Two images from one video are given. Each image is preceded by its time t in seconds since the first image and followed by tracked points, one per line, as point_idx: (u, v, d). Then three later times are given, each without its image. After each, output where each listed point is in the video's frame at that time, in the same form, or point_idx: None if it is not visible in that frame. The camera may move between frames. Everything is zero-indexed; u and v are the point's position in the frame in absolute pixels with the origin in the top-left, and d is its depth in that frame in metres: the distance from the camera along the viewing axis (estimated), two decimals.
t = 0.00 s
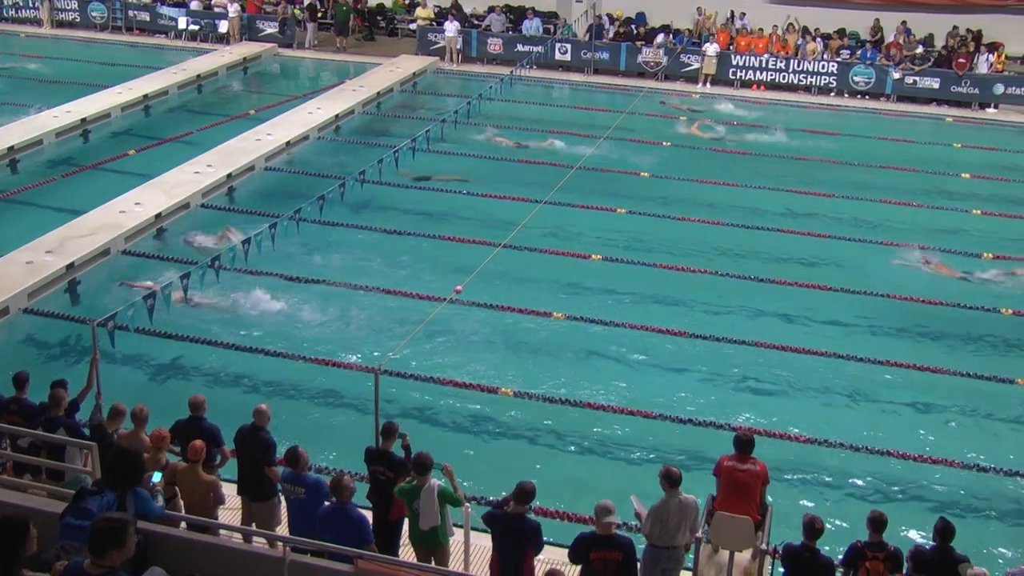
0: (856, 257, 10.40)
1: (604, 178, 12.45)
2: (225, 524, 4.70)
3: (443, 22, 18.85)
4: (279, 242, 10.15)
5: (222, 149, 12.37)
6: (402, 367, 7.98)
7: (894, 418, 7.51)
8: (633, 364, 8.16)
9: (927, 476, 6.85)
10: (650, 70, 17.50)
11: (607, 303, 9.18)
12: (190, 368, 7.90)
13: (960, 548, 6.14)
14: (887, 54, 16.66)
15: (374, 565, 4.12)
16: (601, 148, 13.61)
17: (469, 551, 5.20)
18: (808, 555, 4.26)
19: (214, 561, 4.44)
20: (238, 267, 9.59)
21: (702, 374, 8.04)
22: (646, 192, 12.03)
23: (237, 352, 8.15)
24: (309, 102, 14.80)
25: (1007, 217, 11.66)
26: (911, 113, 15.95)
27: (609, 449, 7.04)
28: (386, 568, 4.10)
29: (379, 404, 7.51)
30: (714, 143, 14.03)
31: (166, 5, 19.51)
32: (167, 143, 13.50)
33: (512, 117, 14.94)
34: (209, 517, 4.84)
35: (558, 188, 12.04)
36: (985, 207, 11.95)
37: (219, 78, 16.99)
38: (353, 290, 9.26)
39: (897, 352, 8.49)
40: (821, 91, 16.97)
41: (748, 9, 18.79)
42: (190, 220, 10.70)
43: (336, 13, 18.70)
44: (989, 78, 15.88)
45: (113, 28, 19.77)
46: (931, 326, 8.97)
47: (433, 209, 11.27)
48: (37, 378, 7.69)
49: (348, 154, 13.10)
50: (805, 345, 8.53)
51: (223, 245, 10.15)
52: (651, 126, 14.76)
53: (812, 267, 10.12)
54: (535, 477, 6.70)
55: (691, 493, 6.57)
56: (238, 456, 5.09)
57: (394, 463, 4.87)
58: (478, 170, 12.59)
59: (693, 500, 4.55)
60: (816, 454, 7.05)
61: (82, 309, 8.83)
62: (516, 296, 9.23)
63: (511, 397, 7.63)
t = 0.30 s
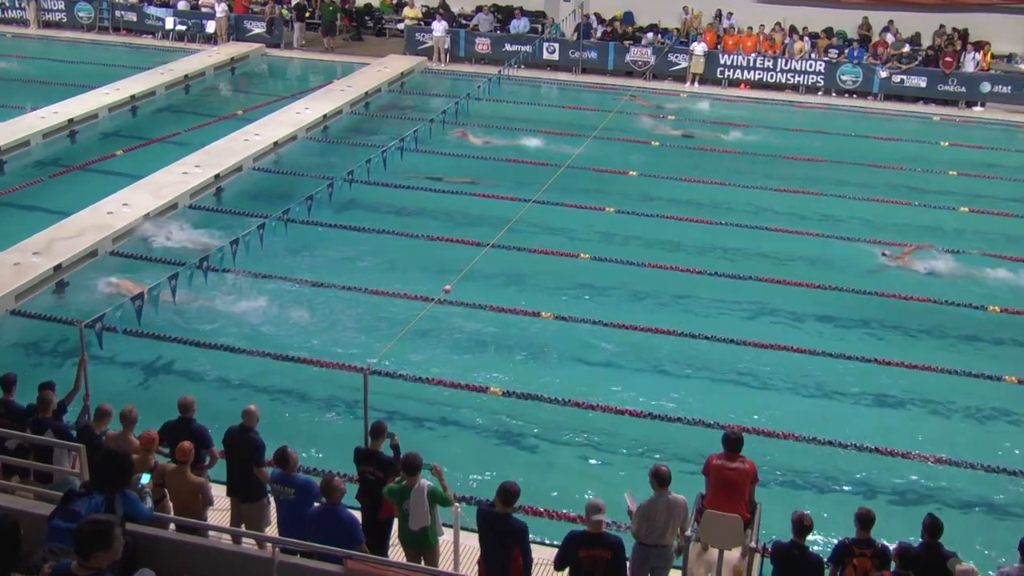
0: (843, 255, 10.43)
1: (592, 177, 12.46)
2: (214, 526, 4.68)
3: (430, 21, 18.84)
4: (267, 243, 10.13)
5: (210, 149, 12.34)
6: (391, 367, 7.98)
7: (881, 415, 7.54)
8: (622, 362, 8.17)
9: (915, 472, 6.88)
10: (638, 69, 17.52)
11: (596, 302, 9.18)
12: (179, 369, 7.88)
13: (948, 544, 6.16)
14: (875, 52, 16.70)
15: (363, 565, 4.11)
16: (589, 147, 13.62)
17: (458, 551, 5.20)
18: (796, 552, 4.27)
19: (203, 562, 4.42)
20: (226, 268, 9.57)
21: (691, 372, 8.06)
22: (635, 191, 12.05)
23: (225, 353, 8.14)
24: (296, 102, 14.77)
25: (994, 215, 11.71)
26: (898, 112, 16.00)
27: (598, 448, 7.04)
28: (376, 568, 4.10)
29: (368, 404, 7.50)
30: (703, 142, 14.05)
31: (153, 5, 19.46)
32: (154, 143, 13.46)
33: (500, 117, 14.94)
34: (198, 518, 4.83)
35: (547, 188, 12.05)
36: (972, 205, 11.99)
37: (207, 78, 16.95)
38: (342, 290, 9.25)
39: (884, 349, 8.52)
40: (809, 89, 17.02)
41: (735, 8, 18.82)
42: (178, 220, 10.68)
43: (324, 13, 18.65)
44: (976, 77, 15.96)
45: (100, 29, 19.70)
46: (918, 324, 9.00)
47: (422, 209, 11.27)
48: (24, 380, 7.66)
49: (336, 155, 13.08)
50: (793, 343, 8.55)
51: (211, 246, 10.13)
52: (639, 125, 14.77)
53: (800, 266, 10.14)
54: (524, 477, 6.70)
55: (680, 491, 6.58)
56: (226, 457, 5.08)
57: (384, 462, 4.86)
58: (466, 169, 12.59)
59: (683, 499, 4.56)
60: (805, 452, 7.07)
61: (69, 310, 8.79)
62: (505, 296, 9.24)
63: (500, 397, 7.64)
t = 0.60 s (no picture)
0: (828, 253, 10.47)
1: (577, 177, 12.47)
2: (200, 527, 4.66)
3: (415, 21, 18.81)
4: (252, 243, 10.10)
5: (195, 150, 12.30)
6: (377, 367, 7.97)
7: (867, 413, 7.57)
8: (609, 361, 8.18)
9: (901, 470, 6.90)
10: (623, 68, 17.54)
11: (582, 301, 9.19)
12: (164, 371, 7.86)
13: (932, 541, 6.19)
14: (859, 51, 16.76)
15: (350, 566, 4.11)
16: (575, 147, 13.62)
17: (446, 551, 5.19)
18: (783, 549, 4.28)
19: (189, 565, 4.41)
20: (211, 269, 9.53)
21: (677, 371, 8.07)
22: (621, 190, 12.06)
23: (210, 354, 8.11)
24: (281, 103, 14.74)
25: (978, 212, 11.77)
26: (882, 111, 16.05)
27: (585, 447, 7.04)
28: (362, 568, 4.09)
29: (355, 404, 7.49)
30: (689, 141, 14.07)
31: (137, 5, 19.40)
32: (139, 144, 13.41)
33: (485, 117, 14.94)
34: (184, 520, 4.82)
35: (532, 187, 12.04)
36: (957, 203, 12.04)
37: (191, 78, 16.91)
38: (328, 290, 9.23)
39: (870, 347, 8.55)
40: (793, 88, 17.08)
41: (719, 7, 18.86)
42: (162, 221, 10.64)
43: (308, 13, 18.61)
44: (959, 75, 16.03)
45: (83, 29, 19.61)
46: (902, 321, 9.04)
47: (408, 209, 11.26)
48: (9, 383, 7.62)
49: (321, 155, 13.06)
50: (779, 341, 8.57)
51: (197, 247, 10.10)
52: (625, 124, 14.79)
53: (786, 264, 10.17)
54: (511, 476, 6.70)
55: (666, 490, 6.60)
56: (213, 459, 5.07)
57: (371, 463, 4.85)
58: (452, 169, 12.58)
59: (669, 498, 4.56)
60: (791, 450, 7.09)
61: (54, 311, 8.75)
62: (491, 295, 9.24)
63: (487, 396, 7.63)
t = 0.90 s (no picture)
0: (810, 250, 10.50)
1: (560, 176, 12.47)
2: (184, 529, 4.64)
3: (397, 22, 18.79)
4: (235, 245, 10.07)
5: (177, 151, 12.25)
6: (361, 368, 7.95)
7: (849, 410, 7.60)
8: (593, 360, 8.19)
9: (883, 466, 6.94)
10: (606, 68, 17.56)
11: (565, 301, 9.19)
12: (147, 373, 7.82)
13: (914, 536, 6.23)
14: (840, 49, 16.83)
15: (334, 566, 4.10)
16: (558, 146, 13.63)
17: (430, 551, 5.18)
18: (767, 546, 4.30)
19: (173, 567, 4.39)
20: (194, 270, 9.50)
21: (661, 370, 8.09)
22: (604, 189, 12.07)
23: (193, 355, 8.08)
24: (263, 103, 14.69)
25: (959, 209, 11.83)
26: (863, 109, 16.12)
27: (569, 446, 7.05)
28: (347, 569, 4.09)
29: (339, 404, 7.47)
30: (671, 140, 14.10)
31: (118, 5, 19.33)
32: (121, 145, 13.35)
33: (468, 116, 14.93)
34: (167, 522, 4.80)
35: (515, 186, 12.04)
36: (938, 200, 12.10)
37: (173, 79, 16.85)
38: (311, 291, 9.21)
39: (851, 344, 8.59)
40: (775, 86, 17.15)
41: (701, 7, 18.91)
42: (144, 222, 10.59)
43: (288, 12, 18.56)
44: (940, 73, 16.10)
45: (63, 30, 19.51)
46: (883, 318, 9.08)
47: (391, 209, 11.24)
48: None
49: (303, 155, 13.03)
50: (762, 339, 8.60)
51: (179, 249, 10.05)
52: (607, 124, 14.79)
53: (768, 261, 10.20)
54: (496, 476, 6.70)
55: (650, 488, 6.61)
56: (196, 461, 5.05)
57: (355, 462, 4.84)
58: (435, 169, 12.56)
59: (652, 497, 4.57)
60: (774, 447, 7.12)
61: (36, 313, 8.70)
62: (475, 295, 9.24)
63: (470, 396, 7.63)
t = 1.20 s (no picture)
0: (794, 248, 10.53)
1: (545, 175, 12.48)
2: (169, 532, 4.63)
3: (380, 22, 18.77)
4: (219, 246, 10.04)
5: (160, 151, 12.21)
6: (346, 368, 7.94)
7: (833, 407, 7.63)
8: (578, 360, 8.20)
9: (866, 463, 6.97)
10: (589, 67, 17.58)
11: (550, 300, 9.20)
12: (131, 375, 7.79)
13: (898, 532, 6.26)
14: (823, 48, 16.89)
15: (320, 567, 4.09)
16: (541, 145, 13.64)
17: (416, 551, 5.18)
18: (753, 543, 4.31)
19: (158, 570, 4.37)
20: (178, 271, 9.46)
21: (646, 369, 8.10)
22: (588, 188, 12.09)
23: (177, 357, 8.05)
24: (246, 103, 14.65)
25: (941, 207, 11.89)
26: (847, 107, 16.18)
27: (555, 445, 7.06)
28: (333, 569, 4.08)
29: (324, 405, 7.46)
30: (655, 139, 14.12)
31: (101, 6, 19.25)
32: (103, 146, 13.29)
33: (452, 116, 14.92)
34: (153, 524, 4.78)
35: (499, 186, 12.04)
36: (920, 198, 12.16)
37: (155, 79, 16.78)
38: (295, 292, 9.19)
39: (835, 341, 8.63)
40: (758, 85, 17.20)
41: (684, 5, 18.95)
42: (128, 224, 10.55)
43: (271, 12, 18.51)
44: (923, 71, 16.14)
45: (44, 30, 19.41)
46: (867, 315, 9.12)
47: (376, 209, 11.23)
48: None
49: (287, 155, 13.00)
50: (746, 337, 8.63)
51: (162, 250, 10.01)
52: (591, 123, 14.80)
53: (751, 259, 10.23)
54: (481, 475, 6.70)
55: (635, 486, 6.62)
56: (181, 463, 5.03)
57: (341, 463, 4.84)
58: (420, 168, 12.55)
59: (637, 495, 4.57)
60: (759, 445, 7.14)
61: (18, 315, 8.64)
62: (460, 294, 9.24)
63: (455, 395, 7.63)
